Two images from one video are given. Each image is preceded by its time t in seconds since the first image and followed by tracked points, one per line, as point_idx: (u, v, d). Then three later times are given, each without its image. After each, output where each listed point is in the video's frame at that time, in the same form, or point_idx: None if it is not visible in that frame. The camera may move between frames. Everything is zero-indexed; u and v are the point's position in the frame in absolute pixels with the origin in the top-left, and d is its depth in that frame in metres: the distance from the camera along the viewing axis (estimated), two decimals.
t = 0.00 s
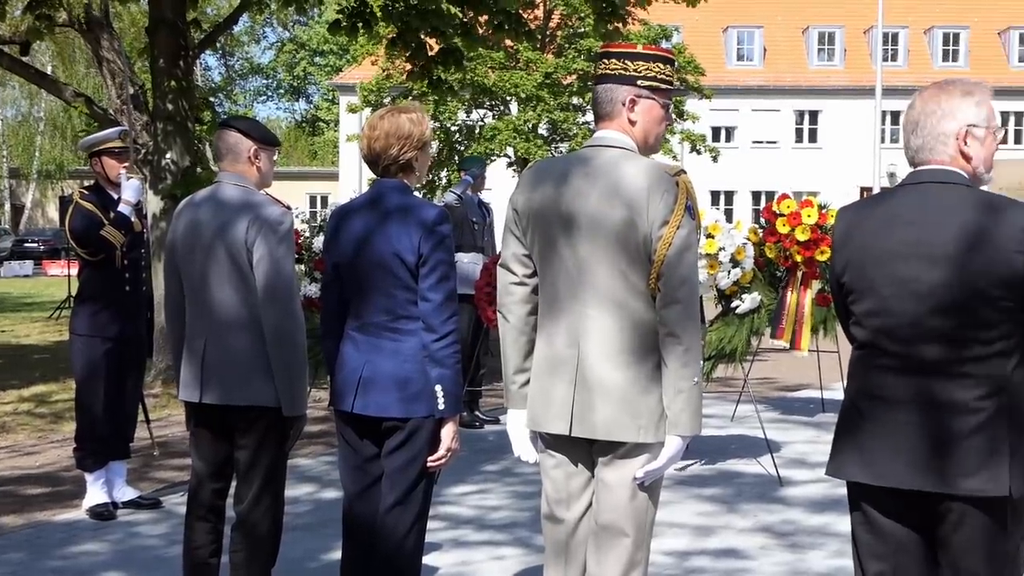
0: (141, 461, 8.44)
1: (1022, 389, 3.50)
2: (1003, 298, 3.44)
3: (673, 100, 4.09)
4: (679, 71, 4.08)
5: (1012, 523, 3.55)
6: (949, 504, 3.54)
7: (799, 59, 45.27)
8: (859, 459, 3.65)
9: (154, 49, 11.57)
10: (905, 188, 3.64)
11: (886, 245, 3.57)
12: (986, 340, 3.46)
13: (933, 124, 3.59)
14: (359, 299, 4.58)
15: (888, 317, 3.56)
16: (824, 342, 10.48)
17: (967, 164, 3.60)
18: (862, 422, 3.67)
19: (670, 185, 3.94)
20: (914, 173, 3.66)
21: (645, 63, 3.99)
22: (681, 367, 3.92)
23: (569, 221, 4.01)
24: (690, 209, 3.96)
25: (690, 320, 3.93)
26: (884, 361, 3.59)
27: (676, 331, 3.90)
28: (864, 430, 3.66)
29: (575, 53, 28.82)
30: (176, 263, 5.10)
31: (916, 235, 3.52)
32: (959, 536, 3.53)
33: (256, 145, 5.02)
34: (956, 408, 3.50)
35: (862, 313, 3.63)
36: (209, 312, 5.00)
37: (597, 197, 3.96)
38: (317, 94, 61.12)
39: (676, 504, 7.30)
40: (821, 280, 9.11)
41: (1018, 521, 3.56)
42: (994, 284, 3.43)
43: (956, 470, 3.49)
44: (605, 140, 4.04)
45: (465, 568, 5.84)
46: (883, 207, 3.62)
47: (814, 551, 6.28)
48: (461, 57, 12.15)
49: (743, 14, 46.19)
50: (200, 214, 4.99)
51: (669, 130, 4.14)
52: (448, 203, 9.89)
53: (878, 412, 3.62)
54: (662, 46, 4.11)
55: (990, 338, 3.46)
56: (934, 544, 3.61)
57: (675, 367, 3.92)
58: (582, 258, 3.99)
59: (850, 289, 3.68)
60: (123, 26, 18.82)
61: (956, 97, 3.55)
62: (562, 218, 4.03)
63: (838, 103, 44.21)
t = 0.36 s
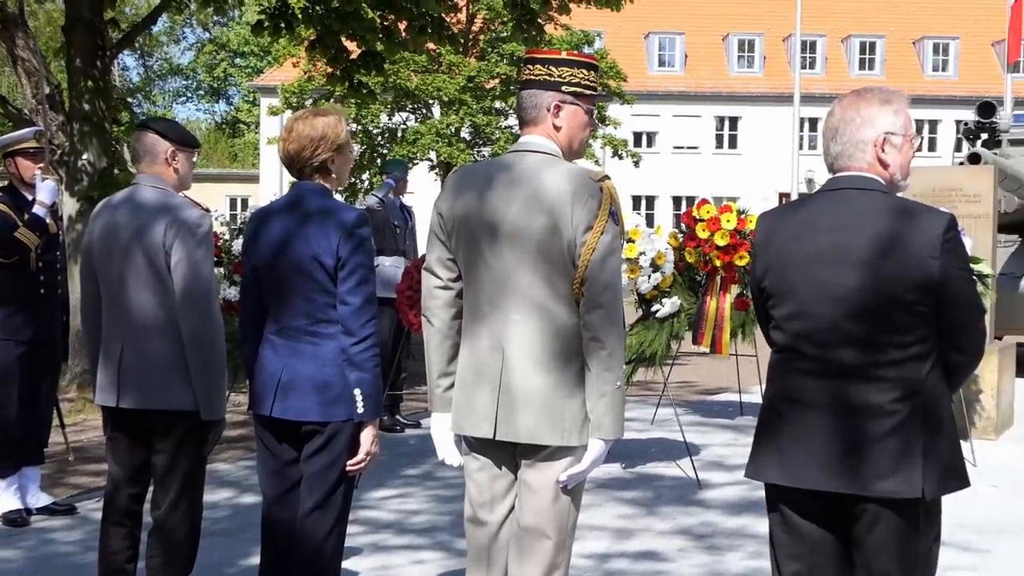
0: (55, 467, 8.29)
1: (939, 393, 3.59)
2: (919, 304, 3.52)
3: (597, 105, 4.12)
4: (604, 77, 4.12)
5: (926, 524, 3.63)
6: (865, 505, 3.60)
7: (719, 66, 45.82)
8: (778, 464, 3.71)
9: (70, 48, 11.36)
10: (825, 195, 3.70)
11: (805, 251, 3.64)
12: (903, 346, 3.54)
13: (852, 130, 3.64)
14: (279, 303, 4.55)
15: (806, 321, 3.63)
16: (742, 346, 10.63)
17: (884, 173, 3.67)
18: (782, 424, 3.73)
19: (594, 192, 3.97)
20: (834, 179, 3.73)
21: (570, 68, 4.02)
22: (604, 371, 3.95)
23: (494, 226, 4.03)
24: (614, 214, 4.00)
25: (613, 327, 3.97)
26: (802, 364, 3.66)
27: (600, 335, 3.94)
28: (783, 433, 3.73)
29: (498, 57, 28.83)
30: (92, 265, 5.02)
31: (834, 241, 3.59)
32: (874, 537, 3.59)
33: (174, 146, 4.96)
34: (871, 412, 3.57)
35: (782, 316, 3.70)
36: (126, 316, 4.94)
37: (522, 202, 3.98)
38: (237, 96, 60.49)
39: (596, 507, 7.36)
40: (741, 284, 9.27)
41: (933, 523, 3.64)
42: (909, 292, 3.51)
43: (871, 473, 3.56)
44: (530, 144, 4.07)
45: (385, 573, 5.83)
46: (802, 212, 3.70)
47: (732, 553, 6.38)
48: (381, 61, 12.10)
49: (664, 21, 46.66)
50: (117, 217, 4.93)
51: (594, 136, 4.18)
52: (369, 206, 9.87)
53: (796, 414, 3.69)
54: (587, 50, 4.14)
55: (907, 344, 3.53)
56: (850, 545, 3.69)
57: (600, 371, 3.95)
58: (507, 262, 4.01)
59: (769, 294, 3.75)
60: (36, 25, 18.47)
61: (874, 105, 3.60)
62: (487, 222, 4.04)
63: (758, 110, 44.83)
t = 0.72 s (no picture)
0: None
1: (837, 396, 3.67)
2: (819, 308, 3.60)
3: (506, 107, 4.14)
4: (513, 80, 4.14)
5: (825, 524, 3.71)
6: (767, 507, 3.67)
7: (624, 70, 46.19)
8: (681, 466, 3.77)
9: None
10: (729, 199, 3.77)
11: (709, 255, 3.71)
12: (803, 349, 3.62)
13: (759, 134, 3.70)
14: (180, 304, 4.50)
15: (710, 324, 3.70)
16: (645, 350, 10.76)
17: (788, 177, 3.75)
18: (684, 426, 3.79)
19: (501, 195, 4.01)
20: (738, 184, 3.80)
21: (478, 72, 4.04)
22: (509, 373, 3.98)
23: (401, 229, 4.04)
24: (520, 217, 4.04)
25: (519, 329, 4.00)
26: (704, 367, 3.73)
27: (505, 337, 3.97)
28: (684, 435, 3.79)
29: (404, 59, 28.52)
30: None
31: (736, 245, 3.67)
32: (776, 538, 3.67)
33: (71, 144, 4.88)
34: (769, 415, 3.65)
35: (686, 320, 3.76)
36: (21, 319, 4.83)
37: (429, 205, 4.00)
38: (138, 94, 59.43)
39: (500, 510, 7.39)
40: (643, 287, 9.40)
41: (831, 524, 3.73)
42: (808, 297, 3.59)
43: (770, 474, 3.63)
44: (438, 146, 4.08)
45: None
46: (705, 217, 3.77)
47: (633, 554, 6.46)
48: (287, 61, 12.03)
49: (570, 26, 46.91)
50: (13, 216, 4.83)
51: (502, 139, 4.20)
52: (272, 207, 9.78)
53: (698, 416, 3.76)
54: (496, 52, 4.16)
55: (807, 347, 3.62)
56: (751, 546, 3.76)
57: (505, 373, 3.98)
58: (414, 265, 4.02)
59: (674, 298, 3.81)
60: None
61: (780, 111, 3.68)
62: (395, 225, 4.05)
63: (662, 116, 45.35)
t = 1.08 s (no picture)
0: None
1: (734, 396, 3.74)
2: (719, 309, 3.66)
3: (410, 108, 4.13)
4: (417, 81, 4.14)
5: (723, 524, 3.77)
6: (667, 506, 3.72)
7: (528, 72, 46.25)
8: (581, 466, 3.80)
9: None
10: (632, 202, 3.81)
11: (612, 257, 3.75)
12: (704, 351, 3.67)
13: (666, 136, 3.73)
14: (76, 305, 4.41)
15: (613, 325, 3.73)
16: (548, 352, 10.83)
17: (692, 180, 3.80)
18: (587, 426, 3.82)
19: (404, 196, 4.00)
20: (642, 187, 3.83)
21: (381, 72, 4.02)
22: (410, 375, 3.97)
23: (303, 230, 4.00)
24: (421, 218, 4.03)
25: (421, 331, 4.00)
26: (606, 368, 3.77)
27: (405, 338, 3.96)
28: (585, 436, 3.82)
29: (308, 59, 28.04)
30: None
31: (639, 248, 3.71)
32: (676, 537, 3.71)
33: None
34: (669, 416, 3.70)
35: (590, 321, 3.79)
36: None
37: (330, 205, 3.98)
38: (33, 88, 58.04)
39: (401, 511, 7.37)
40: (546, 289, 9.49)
41: (730, 523, 3.79)
42: (708, 299, 3.65)
43: (669, 474, 3.68)
44: (341, 146, 4.06)
45: None
46: (608, 220, 3.82)
47: (536, 554, 6.49)
48: (187, 58, 11.84)
49: (475, 27, 46.88)
50: None
51: (405, 139, 4.19)
52: (172, 206, 9.57)
53: (599, 417, 3.79)
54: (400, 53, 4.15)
55: (707, 348, 3.67)
56: (651, 545, 3.80)
57: (406, 374, 3.97)
58: (316, 265, 3.99)
59: (578, 299, 3.83)
60: None
61: (685, 115, 3.72)
62: (295, 225, 4.02)
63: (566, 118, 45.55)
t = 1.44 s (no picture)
0: None
1: (653, 391, 3.77)
2: (638, 304, 3.68)
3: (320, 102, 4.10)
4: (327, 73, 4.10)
5: (644, 519, 3.80)
6: (588, 502, 3.73)
7: (448, 70, 46.10)
8: (502, 463, 3.79)
9: None
10: (551, 199, 3.82)
11: (532, 254, 3.75)
12: (624, 347, 3.69)
13: (591, 135, 3.72)
14: None
15: (534, 322, 3.73)
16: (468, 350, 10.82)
17: (611, 178, 3.81)
18: (509, 423, 3.81)
19: (314, 192, 3.96)
20: (561, 184, 3.83)
21: (288, 66, 3.98)
22: (325, 373, 3.93)
23: (215, 227, 3.95)
24: (334, 214, 3.99)
25: (336, 329, 3.97)
26: (525, 365, 3.77)
27: (320, 336, 3.92)
28: (505, 433, 3.81)
29: (225, 56, 27.67)
30: None
31: (559, 246, 3.72)
32: (596, 533, 3.73)
33: None
34: (589, 412, 3.71)
35: (510, 319, 3.78)
36: None
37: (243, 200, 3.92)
38: None
39: (322, 512, 7.31)
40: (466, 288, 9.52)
41: (649, 519, 3.82)
42: (626, 296, 3.67)
43: (591, 471, 3.69)
44: (252, 143, 4.02)
45: None
46: (526, 217, 3.82)
47: (457, 553, 6.48)
48: (102, 54, 11.63)
49: (393, 24, 46.62)
50: None
51: (316, 134, 4.15)
52: (86, 205, 9.43)
53: (520, 413, 3.78)
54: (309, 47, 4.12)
55: (627, 345, 3.70)
56: (572, 541, 3.81)
57: (320, 371, 3.93)
58: (231, 262, 3.93)
59: (499, 296, 3.82)
60: None
61: (604, 113, 3.71)
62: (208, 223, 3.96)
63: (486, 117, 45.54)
